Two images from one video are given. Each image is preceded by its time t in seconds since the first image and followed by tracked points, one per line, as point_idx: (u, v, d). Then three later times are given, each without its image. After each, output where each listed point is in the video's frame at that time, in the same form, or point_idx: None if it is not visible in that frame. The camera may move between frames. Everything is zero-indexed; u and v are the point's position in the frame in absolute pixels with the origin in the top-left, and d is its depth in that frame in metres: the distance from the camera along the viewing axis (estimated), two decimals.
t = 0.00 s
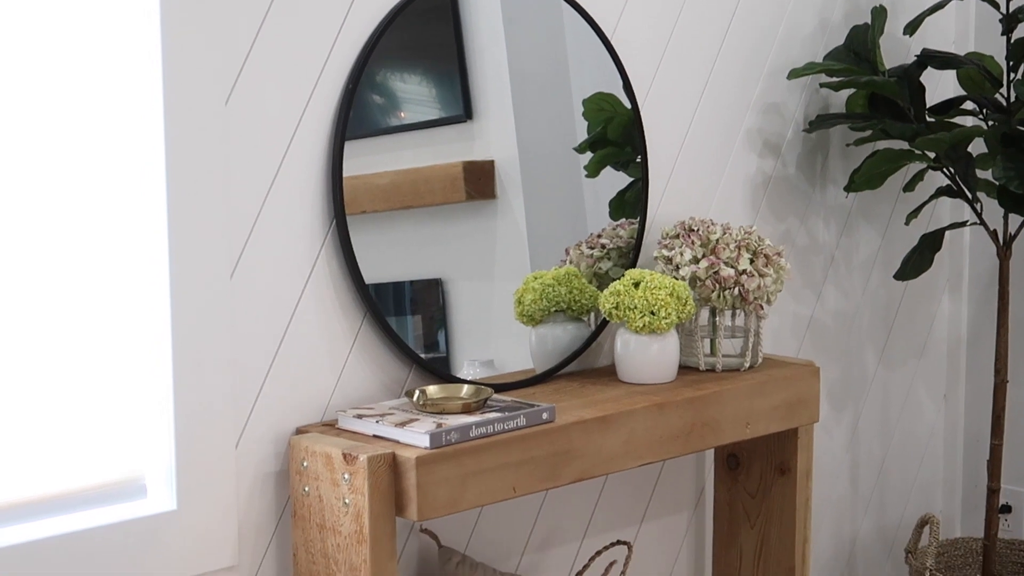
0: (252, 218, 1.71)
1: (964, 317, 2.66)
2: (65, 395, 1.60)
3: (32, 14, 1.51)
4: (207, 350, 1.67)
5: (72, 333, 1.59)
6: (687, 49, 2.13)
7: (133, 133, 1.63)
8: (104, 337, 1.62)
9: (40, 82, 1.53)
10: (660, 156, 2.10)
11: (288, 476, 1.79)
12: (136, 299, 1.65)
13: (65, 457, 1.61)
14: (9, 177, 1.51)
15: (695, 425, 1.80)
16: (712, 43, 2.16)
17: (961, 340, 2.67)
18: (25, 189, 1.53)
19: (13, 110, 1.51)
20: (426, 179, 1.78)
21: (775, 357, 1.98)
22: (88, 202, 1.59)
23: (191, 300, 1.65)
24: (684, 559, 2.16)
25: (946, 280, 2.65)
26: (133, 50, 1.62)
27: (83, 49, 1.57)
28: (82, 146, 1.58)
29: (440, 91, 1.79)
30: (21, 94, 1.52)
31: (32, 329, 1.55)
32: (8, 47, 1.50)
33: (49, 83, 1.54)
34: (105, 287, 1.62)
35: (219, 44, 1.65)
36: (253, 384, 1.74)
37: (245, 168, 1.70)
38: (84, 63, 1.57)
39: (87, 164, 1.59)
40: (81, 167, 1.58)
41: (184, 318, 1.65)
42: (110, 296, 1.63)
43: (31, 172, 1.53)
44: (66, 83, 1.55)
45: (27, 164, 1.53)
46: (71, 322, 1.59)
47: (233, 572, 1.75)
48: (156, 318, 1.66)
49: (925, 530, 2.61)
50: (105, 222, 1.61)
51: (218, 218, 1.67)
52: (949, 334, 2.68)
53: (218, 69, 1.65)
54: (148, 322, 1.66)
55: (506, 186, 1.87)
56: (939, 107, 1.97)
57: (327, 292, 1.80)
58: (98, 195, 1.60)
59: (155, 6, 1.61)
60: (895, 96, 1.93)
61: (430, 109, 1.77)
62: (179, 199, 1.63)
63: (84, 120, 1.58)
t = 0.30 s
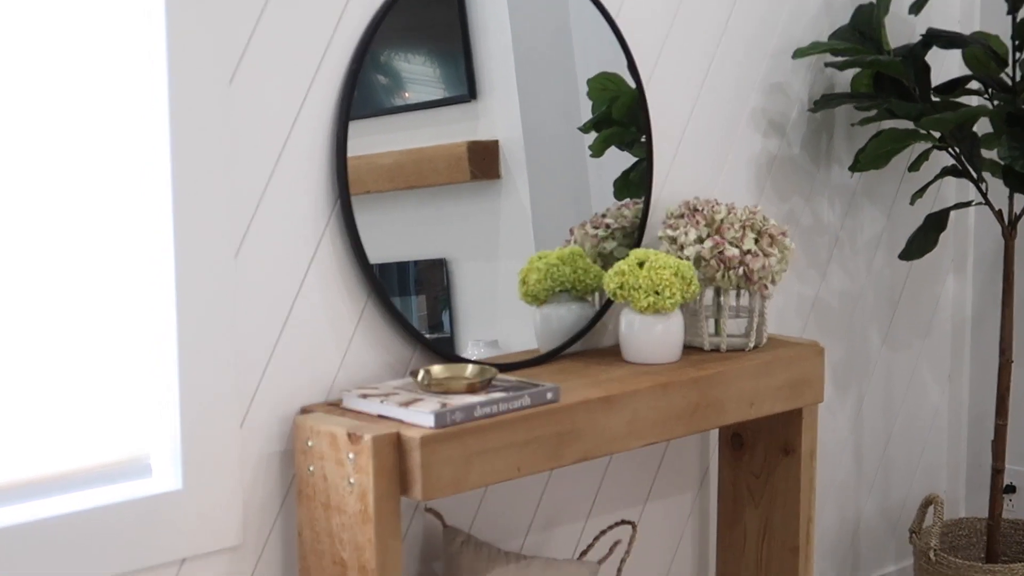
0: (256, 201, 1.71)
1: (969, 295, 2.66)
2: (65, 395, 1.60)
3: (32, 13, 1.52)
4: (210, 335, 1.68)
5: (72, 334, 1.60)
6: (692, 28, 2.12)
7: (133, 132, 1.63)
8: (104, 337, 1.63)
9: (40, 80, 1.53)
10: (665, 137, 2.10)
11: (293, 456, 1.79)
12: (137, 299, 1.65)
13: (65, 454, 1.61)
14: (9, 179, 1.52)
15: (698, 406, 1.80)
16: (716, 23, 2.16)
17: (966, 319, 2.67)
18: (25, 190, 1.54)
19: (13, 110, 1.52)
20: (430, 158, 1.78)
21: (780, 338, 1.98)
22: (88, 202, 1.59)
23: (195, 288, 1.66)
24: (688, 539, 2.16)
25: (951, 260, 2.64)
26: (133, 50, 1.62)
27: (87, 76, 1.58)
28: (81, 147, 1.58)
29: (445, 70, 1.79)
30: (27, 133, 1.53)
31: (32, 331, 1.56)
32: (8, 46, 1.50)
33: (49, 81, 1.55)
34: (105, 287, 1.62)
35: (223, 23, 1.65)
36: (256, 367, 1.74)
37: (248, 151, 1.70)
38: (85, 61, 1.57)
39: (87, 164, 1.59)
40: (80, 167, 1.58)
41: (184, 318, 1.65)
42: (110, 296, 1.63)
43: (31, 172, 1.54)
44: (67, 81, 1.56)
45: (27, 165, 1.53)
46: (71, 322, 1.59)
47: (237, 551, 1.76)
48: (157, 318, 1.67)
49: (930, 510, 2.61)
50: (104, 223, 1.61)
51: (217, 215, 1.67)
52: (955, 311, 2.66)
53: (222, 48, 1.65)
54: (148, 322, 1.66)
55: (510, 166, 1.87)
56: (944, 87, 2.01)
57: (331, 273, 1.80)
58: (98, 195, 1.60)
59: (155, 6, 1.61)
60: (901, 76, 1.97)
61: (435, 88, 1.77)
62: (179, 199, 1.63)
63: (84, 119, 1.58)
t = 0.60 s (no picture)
0: (259, 192, 1.71)
1: (975, 280, 2.65)
2: (65, 395, 1.60)
3: (32, 12, 1.51)
4: (215, 328, 1.68)
5: (74, 376, 1.61)
6: (697, 15, 2.12)
7: (133, 132, 1.63)
8: (100, 365, 1.63)
9: (40, 79, 1.53)
10: (670, 125, 2.10)
11: (297, 443, 1.79)
12: (137, 299, 1.65)
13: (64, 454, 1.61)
14: (13, 235, 1.53)
15: (703, 394, 1.80)
16: (721, 10, 2.15)
17: (972, 307, 2.66)
18: (25, 191, 1.53)
19: (13, 110, 1.51)
20: (435, 147, 1.78)
21: (785, 325, 1.98)
22: (89, 201, 1.59)
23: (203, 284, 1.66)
24: (693, 525, 2.16)
25: (957, 247, 2.64)
26: (133, 50, 1.61)
27: (88, 76, 1.57)
28: (82, 147, 1.58)
29: (450, 58, 1.79)
30: (27, 133, 1.53)
31: (31, 332, 1.56)
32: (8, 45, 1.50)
33: (49, 80, 1.54)
34: (105, 287, 1.62)
35: (227, 11, 1.65)
36: (260, 355, 1.74)
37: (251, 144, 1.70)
38: (84, 60, 1.57)
39: (87, 164, 1.58)
40: (81, 167, 1.58)
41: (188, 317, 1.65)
42: (111, 296, 1.63)
43: (35, 276, 1.56)
44: (72, 117, 1.57)
45: (33, 216, 1.55)
46: (71, 323, 1.59)
47: (243, 538, 1.77)
48: (157, 318, 1.67)
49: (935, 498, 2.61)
50: (105, 223, 1.61)
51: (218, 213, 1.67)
52: (960, 299, 2.65)
53: (226, 36, 1.65)
54: (149, 322, 1.67)
55: (516, 153, 1.87)
56: (950, 74, 2.02)
57: (336, 260, 1.80)
58: (99, 195, 1.60)
59: (155, 6, 1.61)
60: (907, 63, 1.97)
61: (440, 76, 1.77)
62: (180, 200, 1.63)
63: (85, 119, 1.58)
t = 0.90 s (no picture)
0: (258, 180, 1.71)
1: (978, 260, 2.65)
2: (65, 396, 1.60)
3: (32, 10, 1.51)
4: (217, 323, 1.68)
5: (76, 376, 1.61)
6: None
7: (132, 132, 1.63)
8: (102, 363, 1.63)
9: (45, 176, 1.54)
10: (674, 106, 2.10)
11: (301, 423, 1.79)
12: (137, 299, 1.66)
13: (61, 452, 1.61)
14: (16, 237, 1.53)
15: (707, 374, 1.80)
16: None
17: (976, 289, 2.66)
18: (31, 297, 1.55)
19: (13, 110, 1.50)
20: (440, 128, 1.78)
21: (789, 306, 1.98)
22: (90, 202, 1.59)
23: (205, 282, 1.66)
24: (697, 506, 2.16)
25: (961, 229, 2.64)
26: (133, 50, 1.62)
27: (89, 75, 1.57)
28: (82, 147, 1.57)
29: (454, 39, 1.78)
30: (30, 131, 1.53)
31: (32, 334, 1.55)
32: (8, 45, 1.49)
33: (50, 80, 1.54)
34: (106, 288, 1.62)
35: None
36: (263, 337, 1.74)
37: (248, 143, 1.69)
38: (84, 60, 1.56)
39: (88, 164, 1.58)
40: (81, 168, 1.58)
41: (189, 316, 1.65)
42: (112, 296, 1.63)
43: (38, 276, 1.55)
44: (74, 116, 1.57)
45: (36, 217, 1.54)
46: (72, 325, 1.59)
47: (247, 519, 1.77)
48: (157, 318, 1.68)
49: (939, 478, 2.62)
50: (105, 223, 1.61)
51: (218, 212, 1.66)
52: (964, 280, 2.65)
53: (229, 16, 1.65)
54: (149, 321, 1.67)
55: (520, 134, 1.87)
56: (954, 55, 2.04)
57: (339, 240, 1.80)
58: (99, 195, 1.60)
59: (156, 6, 1.62)
60: (911, 44, 1.99)
61: (444, 57, 1.77)
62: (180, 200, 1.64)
63: (85, 119, 1.58)
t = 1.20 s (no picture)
0: (259, 167, 1.71)
1: (982, 240, 2.65)
2: (64, 397, 1.60)
3: (32, 8, 1.50)
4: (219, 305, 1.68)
5: (76, 373, 1.61)
6: None
7: (132, 132, 1.62)
8: (102, 361, 1.63)
9: (40, 174, 1.54)
10: (676, 87, 2.09)
11: (304, 404, 1.79)
12: (137, 299, 1.65)
13: (70, 432, 1.60)
14: (11, 234, 1.52)
15: (709, 355, 1.80)
16: None
17: (979, 271, 2.66)
18: (26, 294, 1.55)
19: (13, 109, 1.51)
20: (442, 109, 1.77)
21: (792, 287, 1.98)
22: (90, 201, 1.59)
23: (206, 279, 1.67)
24: (699, 488, 2.16)
25: (964, 210, 2.63)
26: (132, 49, 1.60)
27: (89, 72, 1.56)
28: (82, 147, 1.57)
29: (456, 20, 1.78)
30: (26, 128, 1.52)
31: (32, 335, 1.56)
32: (8, 44, 1.49)
33: (49, 79, 1.53)
34: (105, 288, 1.62)
35: None
36: (266, 318, 1.74)
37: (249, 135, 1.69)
38: (86, 83, 1.56)
39: (88, 164, 1.58)
40: (81, 168, 1.57)
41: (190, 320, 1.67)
42: (112, 296, 1.62)
43: (34, 272, 1.55)
44: (74, 112, 1.56)
45: (30, 215, 1.54)
46: (71, 325, 1.59)
47: (250, 499, 1.77)
48: (158, 318, 1.67)
49: (941, 460, 2.62)
50: (105, 222, 1.60)
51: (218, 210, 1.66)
52: (967, 261, 2.65)
53: None
54: (149, 322, 1.67)
55: (523, 116, 1.87)
56: (958, 36, 2.04)
57: (341, 221, 1.80)
58: (99, 195, 1.59)
59: (156, 6, 1.61)
60: (915, 26, 2.00)
61: (447, 38, 1.76)
62: (181, 200, 1.65)
63: (85, 118, 1.57)
